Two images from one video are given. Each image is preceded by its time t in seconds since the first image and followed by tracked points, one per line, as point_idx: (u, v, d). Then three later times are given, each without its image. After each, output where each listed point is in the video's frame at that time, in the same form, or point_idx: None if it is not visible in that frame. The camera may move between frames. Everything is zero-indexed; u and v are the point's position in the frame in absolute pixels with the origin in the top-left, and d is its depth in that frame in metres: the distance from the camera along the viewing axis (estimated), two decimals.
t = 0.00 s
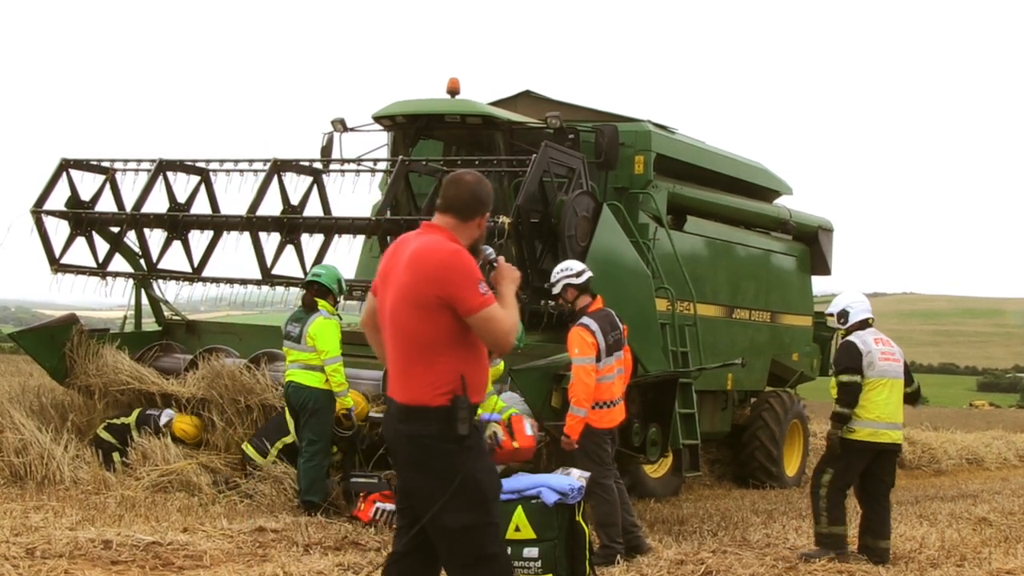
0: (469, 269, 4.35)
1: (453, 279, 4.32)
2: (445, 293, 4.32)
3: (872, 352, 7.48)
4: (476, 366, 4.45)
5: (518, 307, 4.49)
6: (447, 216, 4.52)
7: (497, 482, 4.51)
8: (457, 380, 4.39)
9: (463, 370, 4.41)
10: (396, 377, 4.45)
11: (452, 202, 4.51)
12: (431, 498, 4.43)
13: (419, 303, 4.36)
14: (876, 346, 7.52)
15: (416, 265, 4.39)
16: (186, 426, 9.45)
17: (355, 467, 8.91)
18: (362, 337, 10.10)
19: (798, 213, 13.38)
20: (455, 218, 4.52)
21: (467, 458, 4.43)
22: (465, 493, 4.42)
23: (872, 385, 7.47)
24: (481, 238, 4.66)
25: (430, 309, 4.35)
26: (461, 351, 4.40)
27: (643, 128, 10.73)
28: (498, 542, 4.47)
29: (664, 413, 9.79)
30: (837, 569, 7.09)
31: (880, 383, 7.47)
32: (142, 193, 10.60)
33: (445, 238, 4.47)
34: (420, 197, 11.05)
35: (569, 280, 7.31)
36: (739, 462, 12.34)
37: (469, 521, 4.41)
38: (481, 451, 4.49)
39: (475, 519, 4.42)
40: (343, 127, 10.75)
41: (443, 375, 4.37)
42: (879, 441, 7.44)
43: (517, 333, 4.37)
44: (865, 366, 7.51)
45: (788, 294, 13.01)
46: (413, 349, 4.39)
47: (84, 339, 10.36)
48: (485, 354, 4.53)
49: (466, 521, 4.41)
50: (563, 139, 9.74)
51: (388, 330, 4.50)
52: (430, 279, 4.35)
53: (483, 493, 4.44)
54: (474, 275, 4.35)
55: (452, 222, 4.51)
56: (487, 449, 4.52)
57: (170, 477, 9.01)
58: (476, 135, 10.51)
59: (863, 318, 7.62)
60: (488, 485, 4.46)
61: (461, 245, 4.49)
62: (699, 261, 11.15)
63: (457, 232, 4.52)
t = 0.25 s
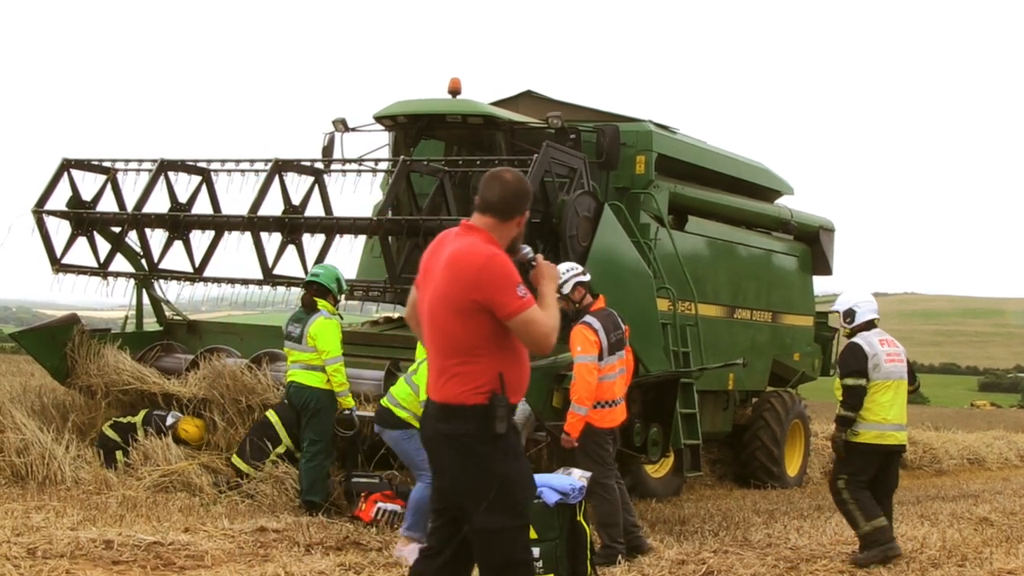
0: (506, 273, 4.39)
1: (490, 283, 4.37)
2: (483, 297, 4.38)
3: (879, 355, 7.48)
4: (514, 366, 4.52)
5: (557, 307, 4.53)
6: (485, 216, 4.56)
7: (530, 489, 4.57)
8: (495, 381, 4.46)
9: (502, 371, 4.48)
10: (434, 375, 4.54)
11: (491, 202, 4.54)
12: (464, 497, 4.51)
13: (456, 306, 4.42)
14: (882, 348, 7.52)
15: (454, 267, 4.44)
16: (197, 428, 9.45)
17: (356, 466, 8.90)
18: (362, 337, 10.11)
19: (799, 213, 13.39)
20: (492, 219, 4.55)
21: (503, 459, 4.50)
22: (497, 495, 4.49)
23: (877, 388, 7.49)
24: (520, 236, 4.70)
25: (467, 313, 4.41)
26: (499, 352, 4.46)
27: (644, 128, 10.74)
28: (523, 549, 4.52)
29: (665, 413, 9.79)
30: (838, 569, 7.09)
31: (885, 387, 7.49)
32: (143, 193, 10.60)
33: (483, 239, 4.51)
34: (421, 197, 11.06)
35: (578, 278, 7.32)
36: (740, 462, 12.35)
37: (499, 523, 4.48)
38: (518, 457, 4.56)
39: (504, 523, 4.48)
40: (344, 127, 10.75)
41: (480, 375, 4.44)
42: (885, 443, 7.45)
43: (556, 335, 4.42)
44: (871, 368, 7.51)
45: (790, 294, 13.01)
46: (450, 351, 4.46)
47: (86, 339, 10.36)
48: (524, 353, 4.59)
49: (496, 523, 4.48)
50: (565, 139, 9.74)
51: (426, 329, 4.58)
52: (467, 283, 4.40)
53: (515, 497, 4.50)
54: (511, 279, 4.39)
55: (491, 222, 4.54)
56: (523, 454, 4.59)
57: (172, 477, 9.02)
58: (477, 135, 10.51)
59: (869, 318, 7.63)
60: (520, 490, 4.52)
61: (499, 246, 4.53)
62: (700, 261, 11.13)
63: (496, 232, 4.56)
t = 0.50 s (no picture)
0: (540, 274, 4.38)
1: (523, 283, 4.36)
2: (515, 297, 4.36)
3: (886, 360, 7.42)
4: (543, 367, 4.50)
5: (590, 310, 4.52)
6: (520, 217, 4.56)
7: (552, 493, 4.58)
8: (522, 382, 4.45)
9: (531, 373, 4.47)
10: (462, 374, 4.53)
11: (527, 203, 4.54)
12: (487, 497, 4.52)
13: (489, 306, 4.41)
14: (888, 353, 7.45)
15: (488, 267, 4.44)
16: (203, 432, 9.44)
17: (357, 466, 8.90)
18: (363, 337, 10.11)
19: (799, 213, 13.39)
20: (527, 220, 4.56)
21: (529, 462, 4.50)
22: (520, 497, 4.50)
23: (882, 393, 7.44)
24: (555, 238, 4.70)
25: (499, 313, 4.40)
26: (529, 353, 4.45)
27: (645, 128, 10.74)
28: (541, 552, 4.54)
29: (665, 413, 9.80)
30: (838, 569, 7.09)
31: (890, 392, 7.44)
32: (143, 193, 10.60)
33: (518, 240, 4.51)
34: (421, 197, 11.06)
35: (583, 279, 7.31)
36: (740, 463, 12.35)
37: (520, 526, 4.49)
38: (543, 460, 4.55)
39: (525, 526, 4.50)
40: (344, 126, 10.76)
41: (508, 376, 4.43)
42: (895, 447, 7.40)
43: (588, 338, 4.40)
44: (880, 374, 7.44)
45: (790, 294, 13.01)
46: (481, 350, 4.45)
47: (86, 339, 10.36)
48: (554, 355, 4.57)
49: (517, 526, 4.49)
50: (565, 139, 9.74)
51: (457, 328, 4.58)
52: (501, 283, 4.39)
53: (537, 500, 4.51)
54: (545, 280, 4.38)
55: (526, 223, 4.55)
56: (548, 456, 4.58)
57: (172, 477, 9.02)
58: (477, 135, 10.51)
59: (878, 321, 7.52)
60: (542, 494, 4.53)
61: (533, 248, 4.54)
62: (700, 262, 11.13)
63: (531, 233, 4.56)
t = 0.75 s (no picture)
0: (565, 274, 4.33)
1: (548, 282, 4.31)
2: (538, 297, 4.31)
3: (906, 369, 7.07)
4: (561, 368, 4.45)
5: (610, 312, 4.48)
6: (544, 216, 4.53)
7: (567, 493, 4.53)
8: (540, 383, 4.40)
9: (549, 373, 4.42)
10: (481, 372, 4.48)
11: (551, 203, 4.52)
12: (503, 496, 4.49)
13: (511, 305, 4.35)
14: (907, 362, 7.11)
15: (510, 265, 4.38)
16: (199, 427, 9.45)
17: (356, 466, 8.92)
18: (363, 337, 10.11)
19: (799, 213, 13.39)
20: (552, 220, 4.53)
21: (543, 464, 4.45)
22: (535, 498, 4.46)
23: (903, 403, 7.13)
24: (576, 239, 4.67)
25: (521, 312, 4.34)
26: (548, 354, 4.40)
27: (645, 128, 10.73)
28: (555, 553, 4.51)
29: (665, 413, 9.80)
30: (838, 569, 7.09)
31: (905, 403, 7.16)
32: (143, 193, 10.60)
33: (542, 239, 4.47)
34: (421, 197, 11.06)
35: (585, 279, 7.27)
36: (740, 463, 12.36)
37: (533, 527, 4.45)
38: (560, 460, 4.49)
39: (540, 527, 4.46)
40: (344, 127, 10.76)
41: (527, 375, 4.38)
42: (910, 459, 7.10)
43: (611, 340, 4.36)
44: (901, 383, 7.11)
45: (790, 294, 13.01)
46: (500, 349, 4.40)
47: (86, 339, 10.36)
48: (572, 356, 4.53)
49: (531, 527, 4.45)
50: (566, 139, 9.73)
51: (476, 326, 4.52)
52: (523, 283, 4.34)
53: (552, 501, 4.47)
54: (570, 280, 4.33)
55: (550, 223, 4.51)
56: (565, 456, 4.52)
57: (172, 477, 9.02)
58: (477, 135, 10.51)
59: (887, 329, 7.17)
60: (557, 494, 4.48)
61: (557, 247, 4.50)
62: (700, 262, 11.13)
63: (554, 233, 4.52)
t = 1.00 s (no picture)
0: (576, 272, 4.33)
1: (559, 280, 4.31)
2: (550, 295, 4.32)
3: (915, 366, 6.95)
4: (573, 369, 4.42)
5: (624, 313, 4.47)
6: (561, 218, 4.54)
7: (579, 496, 4.48)
8: (549, 382, 4.38)
9: (560, 374, 4.40)
10: (495, 371, 4.49)
11: (567, 205, 4.53)
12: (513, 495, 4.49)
13: (523, 302, 4.36)
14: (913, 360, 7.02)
15: (524, 263, 4.40)
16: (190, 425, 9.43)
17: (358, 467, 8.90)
18: (363, 337, 10.10)
19: (799, 213, 13.39)
20: (568, 220, 4.54)
21: (553, 465, 4.42)
22: (544, 499, 4.44)
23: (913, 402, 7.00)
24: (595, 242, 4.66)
25: (532, 310, 4.35)
26: (559, 353, 4.38)
27: (645, 127, 10.73)
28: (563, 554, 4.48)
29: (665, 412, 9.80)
30: (838, 569, 7.08)
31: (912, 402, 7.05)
32: (143, 193, 10.60)
33: (557, 239, 4.48)
34: (421, 197, 11.07)
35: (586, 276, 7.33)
36: (740, 463, 12.37)
37: (540, 528, 4.44)
38: (571, 461, 4.44)
39: (547, 528, 4.44)
40: (344, 127, 10.76)
41: (536, 374, 4.37)
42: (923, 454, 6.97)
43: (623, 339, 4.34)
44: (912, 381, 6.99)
45: (790, 294, 13.01)
46: (512, 347, 4.40)
47: (86, 339, 10.36)
48: (586, 358, 4.50)
49: (538, 527, 4.44)
50: (566, 139, 9.73)
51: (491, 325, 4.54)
52: (535, 280, 4.35)
53: (561, 502, 4.44)
54: (582, 279, 4.33)
55: (566, 224, 4.52)
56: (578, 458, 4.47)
57: (172, 477, 9.02)
58: (477, 134, 10.51)
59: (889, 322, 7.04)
60: (567, 496, 4.45)
61: (572, 248, 4.50)
62: (700, 262, 11.12)
63: (571, 234, 4.53)
